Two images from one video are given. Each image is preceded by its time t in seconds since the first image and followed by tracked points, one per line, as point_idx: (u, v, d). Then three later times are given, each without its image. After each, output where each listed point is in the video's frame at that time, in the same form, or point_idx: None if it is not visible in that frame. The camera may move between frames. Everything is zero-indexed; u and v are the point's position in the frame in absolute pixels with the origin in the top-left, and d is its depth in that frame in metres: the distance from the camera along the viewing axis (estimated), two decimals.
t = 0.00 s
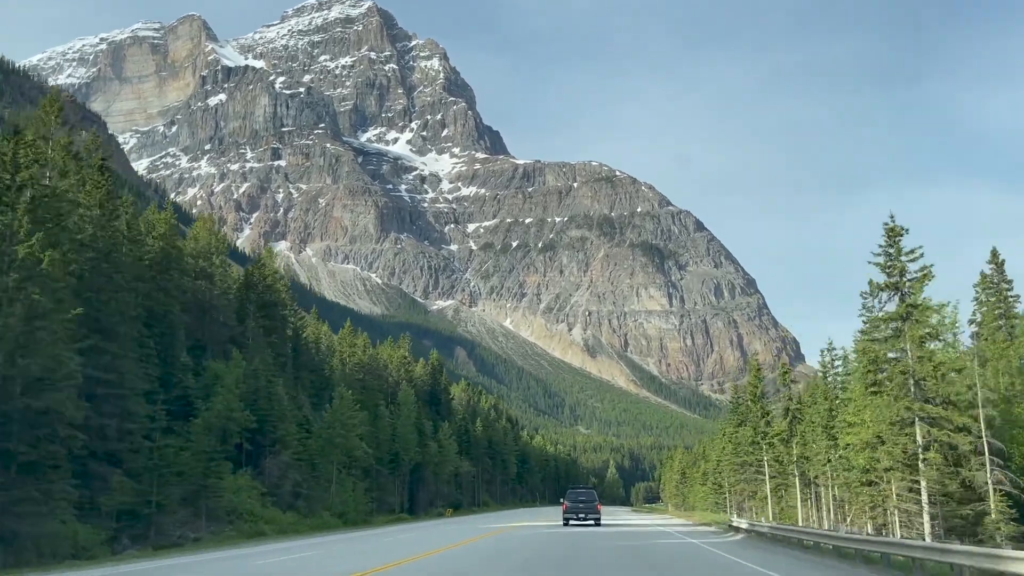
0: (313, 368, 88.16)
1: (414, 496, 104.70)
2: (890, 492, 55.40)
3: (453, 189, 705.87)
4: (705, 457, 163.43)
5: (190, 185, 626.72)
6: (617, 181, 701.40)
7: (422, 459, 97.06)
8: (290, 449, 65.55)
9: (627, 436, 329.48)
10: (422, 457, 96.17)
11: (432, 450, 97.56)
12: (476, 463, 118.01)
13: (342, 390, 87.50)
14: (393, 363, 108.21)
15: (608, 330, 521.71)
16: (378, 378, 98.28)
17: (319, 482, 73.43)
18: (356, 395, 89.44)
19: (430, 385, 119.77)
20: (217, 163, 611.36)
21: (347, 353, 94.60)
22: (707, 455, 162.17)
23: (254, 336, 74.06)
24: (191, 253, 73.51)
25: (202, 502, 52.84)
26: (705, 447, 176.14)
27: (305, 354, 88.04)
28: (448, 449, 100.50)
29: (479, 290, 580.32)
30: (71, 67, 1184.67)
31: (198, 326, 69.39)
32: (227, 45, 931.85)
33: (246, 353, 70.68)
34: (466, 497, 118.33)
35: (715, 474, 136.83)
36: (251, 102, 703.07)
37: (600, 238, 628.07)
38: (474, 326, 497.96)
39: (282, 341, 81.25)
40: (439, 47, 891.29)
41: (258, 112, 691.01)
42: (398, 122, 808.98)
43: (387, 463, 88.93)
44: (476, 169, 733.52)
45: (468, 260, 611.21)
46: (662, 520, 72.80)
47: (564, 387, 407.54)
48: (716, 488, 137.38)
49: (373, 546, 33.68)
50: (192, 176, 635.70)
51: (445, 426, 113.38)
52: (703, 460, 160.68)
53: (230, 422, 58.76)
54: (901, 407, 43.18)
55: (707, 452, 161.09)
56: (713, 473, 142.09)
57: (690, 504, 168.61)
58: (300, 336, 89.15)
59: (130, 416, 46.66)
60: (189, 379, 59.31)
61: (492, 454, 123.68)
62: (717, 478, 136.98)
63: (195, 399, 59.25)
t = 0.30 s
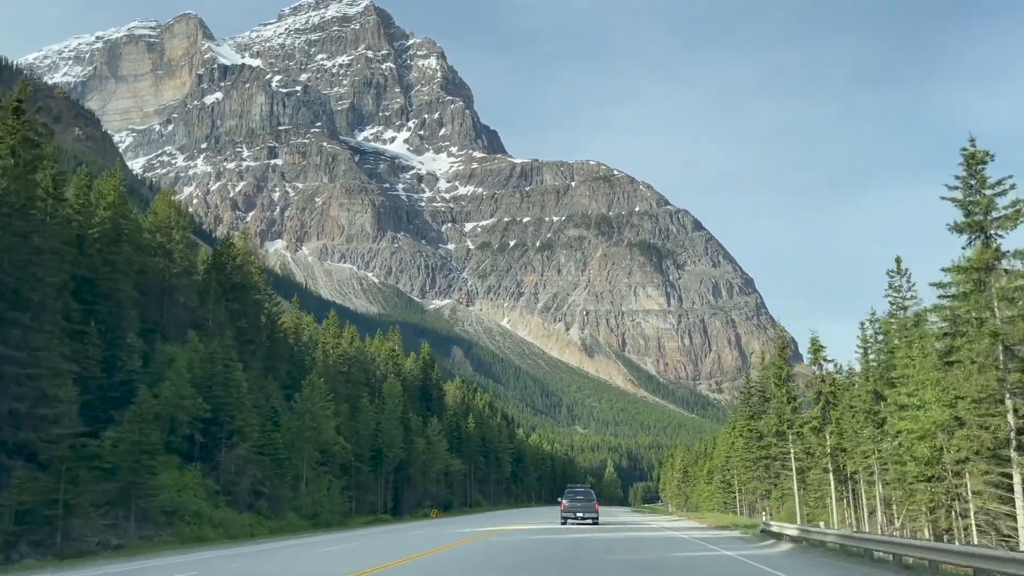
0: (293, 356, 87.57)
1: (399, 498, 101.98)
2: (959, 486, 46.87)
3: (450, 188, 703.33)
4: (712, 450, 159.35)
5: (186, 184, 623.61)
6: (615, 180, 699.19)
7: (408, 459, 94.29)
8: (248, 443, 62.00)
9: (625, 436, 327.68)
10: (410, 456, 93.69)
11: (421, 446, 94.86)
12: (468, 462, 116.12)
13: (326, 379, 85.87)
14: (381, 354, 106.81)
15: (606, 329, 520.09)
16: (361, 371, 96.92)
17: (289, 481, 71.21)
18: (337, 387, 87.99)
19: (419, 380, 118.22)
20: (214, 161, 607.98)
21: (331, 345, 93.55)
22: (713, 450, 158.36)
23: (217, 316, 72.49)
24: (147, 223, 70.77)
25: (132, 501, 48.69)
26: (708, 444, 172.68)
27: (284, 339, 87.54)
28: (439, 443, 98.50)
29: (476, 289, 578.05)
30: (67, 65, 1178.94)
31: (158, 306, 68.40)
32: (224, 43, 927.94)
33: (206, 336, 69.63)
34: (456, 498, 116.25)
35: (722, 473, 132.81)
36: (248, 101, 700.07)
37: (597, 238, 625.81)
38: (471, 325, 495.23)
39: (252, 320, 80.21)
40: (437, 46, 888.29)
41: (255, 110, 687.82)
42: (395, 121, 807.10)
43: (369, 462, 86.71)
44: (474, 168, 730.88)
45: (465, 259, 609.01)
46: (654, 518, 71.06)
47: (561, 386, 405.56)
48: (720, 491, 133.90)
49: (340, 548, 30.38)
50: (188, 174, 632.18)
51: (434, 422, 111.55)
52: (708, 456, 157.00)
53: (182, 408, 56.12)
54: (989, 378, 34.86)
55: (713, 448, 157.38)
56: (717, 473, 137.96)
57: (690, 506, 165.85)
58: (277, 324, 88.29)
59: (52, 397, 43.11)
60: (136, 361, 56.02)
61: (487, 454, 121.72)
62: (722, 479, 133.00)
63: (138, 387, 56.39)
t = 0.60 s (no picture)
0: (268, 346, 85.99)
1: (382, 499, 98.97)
2: None
3: (447, 187, 700.42)
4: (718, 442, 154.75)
5: (182, 183, 619.94)
6: (613, 178, 696.66)
7: (393, 458, 91.64)
8: (197, 434, 59.12)
9: (622, 435, 325.76)
10: (395, 454, 91.27)
11: (406, 443, 92.31)
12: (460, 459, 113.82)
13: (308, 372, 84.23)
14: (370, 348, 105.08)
15: (603, 328, 517.64)
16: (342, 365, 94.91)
17: (253, 479, 68.30)
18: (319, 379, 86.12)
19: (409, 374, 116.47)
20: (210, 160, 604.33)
21: (313, 335, 91.58)
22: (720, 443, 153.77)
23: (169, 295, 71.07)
24: (98, 194, 69.45)
25: (33, 504, 42.12)
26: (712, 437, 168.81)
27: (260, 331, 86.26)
28: (427, 440, 96.00)
29: (473, 288, 575.76)
30: (62, 64, 1171.93)
31: (109, 285, 67.71)
32: (220, 42, 923.80)
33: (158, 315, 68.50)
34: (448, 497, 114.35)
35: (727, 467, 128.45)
36: (244, 99, 696.17)
37: (595, 237, 622.75)
38: (468, 324, 492.75)
39: (219, 305, 78.75)
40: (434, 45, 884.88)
41: (251, 109, 684.29)
42: (392, 120, 803.95)
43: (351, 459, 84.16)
44: (471, 167, 728.21)
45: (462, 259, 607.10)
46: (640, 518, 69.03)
47: (559, 386, 403.08)
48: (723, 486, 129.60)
49: (299, 552, 28.65)
50: (184, 173, 628.36)
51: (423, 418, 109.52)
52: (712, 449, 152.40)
53: (114, 396, 53.04)
54: None
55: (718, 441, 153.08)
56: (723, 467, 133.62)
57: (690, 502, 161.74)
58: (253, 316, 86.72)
59: None
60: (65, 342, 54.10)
61: (480, 452, 119.49)
62: (727, 474, 128.76)
63: (67, 368, 54.12)
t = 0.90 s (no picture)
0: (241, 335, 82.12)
1: (362, 497, 95.40)
2: None
3: (444, 185, 697.67)
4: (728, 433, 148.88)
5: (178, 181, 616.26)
6: (611, 177, 692.94)
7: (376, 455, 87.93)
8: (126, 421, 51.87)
9: (619, 435, 323.18)
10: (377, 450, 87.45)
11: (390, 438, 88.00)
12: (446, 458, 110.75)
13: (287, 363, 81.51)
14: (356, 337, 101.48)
15: (600, 327, 514.86)
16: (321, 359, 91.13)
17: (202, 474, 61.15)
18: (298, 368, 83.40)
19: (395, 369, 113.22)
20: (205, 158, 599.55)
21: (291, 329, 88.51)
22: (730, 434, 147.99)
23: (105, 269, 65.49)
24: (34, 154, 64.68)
25: None
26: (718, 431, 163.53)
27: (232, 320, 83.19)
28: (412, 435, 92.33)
29: (470, 287, 573.97)
30: (58, 62, 1166.41)
31: (39, 257, 63.44)
32: (217, 40, 919.56)
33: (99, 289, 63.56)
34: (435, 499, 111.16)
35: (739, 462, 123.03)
36: (241, 97, 692.51)
37: (593, 236, 619.09)
38: (465, 323, 489.73)
39: (180, 285, 74.12)
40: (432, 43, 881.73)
41: (247, 106, 680.70)
42: (389, 118, 800.65)
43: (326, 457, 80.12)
44: (468, 166, 724.44)
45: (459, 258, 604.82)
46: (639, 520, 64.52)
47: (556, 385, 400.61)
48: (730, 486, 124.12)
49: (287, 555, 27.47)
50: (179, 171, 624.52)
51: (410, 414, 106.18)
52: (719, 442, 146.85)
53: (26, 376, 47.20)
54: None
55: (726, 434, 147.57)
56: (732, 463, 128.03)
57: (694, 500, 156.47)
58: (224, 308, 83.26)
59: None
60: None
61: (470, 449, 116.47)
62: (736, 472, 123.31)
63: None
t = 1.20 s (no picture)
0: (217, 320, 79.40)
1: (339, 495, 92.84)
2: None
3: (442, 184, 694.82)
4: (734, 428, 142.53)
5: (173, 178, 612.42)
6: (608, 175, 690.29)
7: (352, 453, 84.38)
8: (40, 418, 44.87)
9: (617, 434, 321.07)
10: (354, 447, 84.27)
11: (370, 434, 85.02)
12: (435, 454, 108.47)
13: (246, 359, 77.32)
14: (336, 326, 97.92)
15: (598, 326, 512.08)
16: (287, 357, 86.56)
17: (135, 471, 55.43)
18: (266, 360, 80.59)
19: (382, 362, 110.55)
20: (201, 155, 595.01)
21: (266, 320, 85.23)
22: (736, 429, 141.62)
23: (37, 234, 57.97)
24: None
25: None
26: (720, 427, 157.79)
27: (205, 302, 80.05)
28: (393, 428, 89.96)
29: (467, 286, 571.80)
30: (54, 59, 1159.65)
31: None
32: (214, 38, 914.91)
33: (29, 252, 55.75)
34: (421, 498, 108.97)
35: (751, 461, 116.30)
36: (237, 94, 688.43)
37: (590, 234, 615.30)
38: (462, 321, 487.61)
39: (128, 258, 69.18)
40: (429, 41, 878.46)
41: (243, 104, 676.88)
42: (386, 116, 797.00)
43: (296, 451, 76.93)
44: (465, 164, 721.51)
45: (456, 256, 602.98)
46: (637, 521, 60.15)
47: (554, 383, 398.39)
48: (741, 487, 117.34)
49: (256, 562, 26.28)
50: (175, 169, 620.64)
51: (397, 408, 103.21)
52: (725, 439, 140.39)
53: None
54: None
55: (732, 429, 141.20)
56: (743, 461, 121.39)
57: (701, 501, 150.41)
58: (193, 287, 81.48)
59: None
60: None
61: (461, 444, 114.06)
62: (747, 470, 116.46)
63: None
